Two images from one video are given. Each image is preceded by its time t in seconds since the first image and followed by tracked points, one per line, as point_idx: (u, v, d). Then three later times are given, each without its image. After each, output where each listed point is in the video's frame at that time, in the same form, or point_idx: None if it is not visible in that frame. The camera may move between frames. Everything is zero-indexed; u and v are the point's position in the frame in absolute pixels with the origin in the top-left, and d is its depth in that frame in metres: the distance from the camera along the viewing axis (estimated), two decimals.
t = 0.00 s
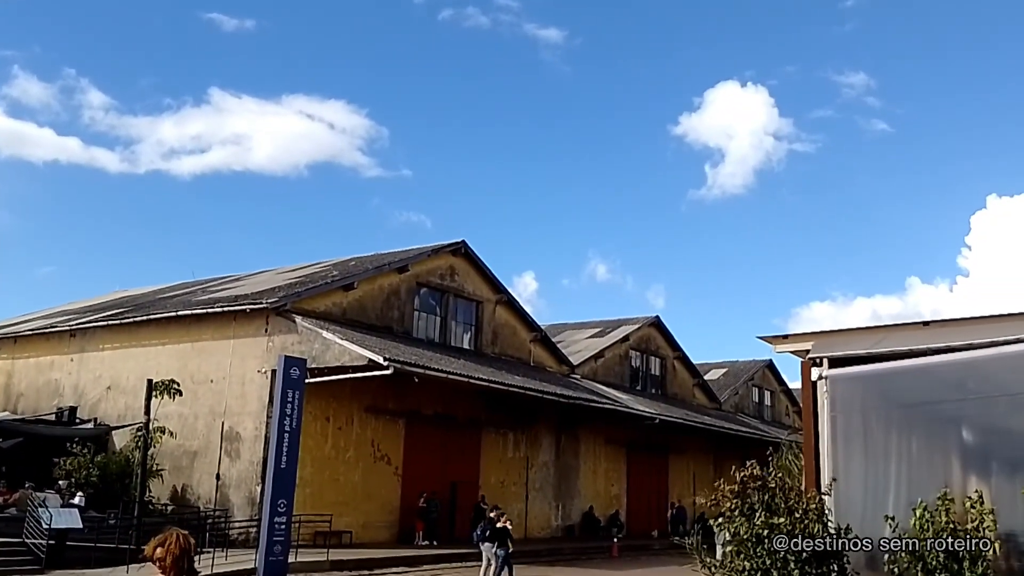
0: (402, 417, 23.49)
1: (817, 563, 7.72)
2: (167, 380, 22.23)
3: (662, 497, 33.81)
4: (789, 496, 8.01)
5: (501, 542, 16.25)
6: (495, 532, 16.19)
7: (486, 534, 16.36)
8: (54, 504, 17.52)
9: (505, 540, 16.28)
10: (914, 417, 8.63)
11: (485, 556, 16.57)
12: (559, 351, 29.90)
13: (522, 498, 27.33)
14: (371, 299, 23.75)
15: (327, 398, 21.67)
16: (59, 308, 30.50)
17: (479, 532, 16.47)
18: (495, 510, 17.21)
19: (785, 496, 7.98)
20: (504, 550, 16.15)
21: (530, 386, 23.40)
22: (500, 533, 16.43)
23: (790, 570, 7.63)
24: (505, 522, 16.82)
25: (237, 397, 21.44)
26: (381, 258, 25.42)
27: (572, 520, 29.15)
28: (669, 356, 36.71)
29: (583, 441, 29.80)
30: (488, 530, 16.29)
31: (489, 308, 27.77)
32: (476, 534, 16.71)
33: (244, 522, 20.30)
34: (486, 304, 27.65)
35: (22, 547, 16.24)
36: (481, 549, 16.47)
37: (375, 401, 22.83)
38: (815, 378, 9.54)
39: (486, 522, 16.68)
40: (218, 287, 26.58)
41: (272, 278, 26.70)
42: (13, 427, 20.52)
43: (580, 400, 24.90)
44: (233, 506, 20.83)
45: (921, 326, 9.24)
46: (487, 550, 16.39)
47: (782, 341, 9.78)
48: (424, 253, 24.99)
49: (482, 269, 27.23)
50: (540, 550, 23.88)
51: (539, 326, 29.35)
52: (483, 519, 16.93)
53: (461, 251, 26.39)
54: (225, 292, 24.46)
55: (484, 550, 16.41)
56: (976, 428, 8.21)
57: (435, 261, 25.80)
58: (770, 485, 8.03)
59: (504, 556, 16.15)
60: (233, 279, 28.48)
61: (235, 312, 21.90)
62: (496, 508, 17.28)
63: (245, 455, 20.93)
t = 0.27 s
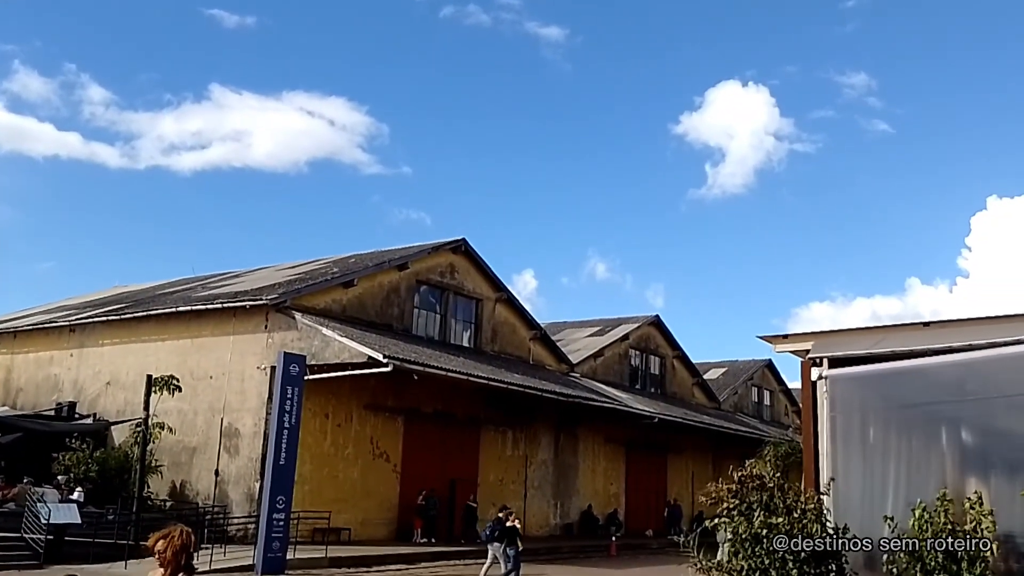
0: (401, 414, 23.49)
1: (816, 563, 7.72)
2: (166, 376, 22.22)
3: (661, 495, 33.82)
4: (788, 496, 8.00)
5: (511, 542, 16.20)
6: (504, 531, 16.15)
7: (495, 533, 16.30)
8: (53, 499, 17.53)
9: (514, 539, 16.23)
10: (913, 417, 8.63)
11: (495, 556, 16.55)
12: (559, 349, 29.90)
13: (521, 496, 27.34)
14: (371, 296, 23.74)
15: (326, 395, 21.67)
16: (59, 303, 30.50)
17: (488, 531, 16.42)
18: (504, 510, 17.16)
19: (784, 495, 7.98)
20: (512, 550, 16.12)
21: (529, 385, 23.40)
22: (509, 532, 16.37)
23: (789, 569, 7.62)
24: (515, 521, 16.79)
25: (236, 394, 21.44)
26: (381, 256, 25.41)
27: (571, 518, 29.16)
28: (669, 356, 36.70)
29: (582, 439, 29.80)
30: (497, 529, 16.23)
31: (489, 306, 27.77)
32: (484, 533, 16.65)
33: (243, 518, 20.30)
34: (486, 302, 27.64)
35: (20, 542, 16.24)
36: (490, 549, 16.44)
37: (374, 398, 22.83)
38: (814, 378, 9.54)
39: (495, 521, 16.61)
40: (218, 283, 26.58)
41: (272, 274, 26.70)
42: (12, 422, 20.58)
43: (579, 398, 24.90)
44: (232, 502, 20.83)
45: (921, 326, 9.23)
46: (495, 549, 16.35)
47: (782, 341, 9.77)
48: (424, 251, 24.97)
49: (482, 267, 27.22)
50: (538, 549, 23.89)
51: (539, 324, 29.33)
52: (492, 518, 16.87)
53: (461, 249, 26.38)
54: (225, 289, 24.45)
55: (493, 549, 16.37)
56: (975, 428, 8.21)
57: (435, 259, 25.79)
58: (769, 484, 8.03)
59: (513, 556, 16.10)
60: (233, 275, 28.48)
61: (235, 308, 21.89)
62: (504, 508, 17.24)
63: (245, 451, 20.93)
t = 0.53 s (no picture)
0: (402, 411, 23.50)
1: (817, 560, 7.72)
2: (167, 372, 22.24)
3: (661, 492, 33.83)
4: (789, 493, 7.99)
5: (521, 537, 16.11)
6: (514, 528, 16.05)
7: (506, 529, 16.23)
8: (53, 495, 17.56)
9: (525, 535, 16.14)
10: (914, 414, 8.62)
11: (506, 551, 16.54)
12: (559, 346, 29.92)
13: (521, 492, 27.36)
14: (371, 293, 23.75)
15: (327, 391, 21.68)
16: (60, 299, 30.49)
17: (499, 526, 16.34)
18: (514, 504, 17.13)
19: (785, 492, 7.97)
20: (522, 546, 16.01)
21: (530, 381, 23.41)
22: (520, 528, 16.29)
23: (790, 567, 7.62)
24: (527, 517, 16.71)
25: (237, 390, 21.46)
26: (382, 252, 25.42)
27: (571, 515, 29.19)
28: (669, 352, 36.70)
29: (582, 436, 29.82)
30: (507, 525, 16.14)
31: (490, 303, 27.77)
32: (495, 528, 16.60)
33: (244, 514, 20.31)
34: (486, 298, 27.65)
35: (21, 537, 16.24)
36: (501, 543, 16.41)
37: (375, 394, 22.83)
38: (815, 374, 9.53)
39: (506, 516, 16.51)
40: (219, 279, 26.60)
41: (273, 271, 26.70)
42: (12, 417, 20.57)
43: (580, 395, 24.90)
44: (233, 498, 20.85)
45: (922, 324, 9.25)
46: (506, 545, 16.29)
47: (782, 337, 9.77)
48: (425, 247, 24.98)
49: (482, 263, 27.22)
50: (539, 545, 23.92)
51: (540, 320, 29.33)
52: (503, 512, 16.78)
53: (462, 245, 26.37)
54: (225, 285, 24.46)
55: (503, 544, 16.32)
56: (976, 426, 8.20)
57: (435, 255, 25.79)
58: (771, 481, 8.01)
59: (523, 551, 15.98)
60: (234, 271, 28.48)
61: (235, 304, 21.89)
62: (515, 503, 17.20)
63: (245, 447, 20.94)
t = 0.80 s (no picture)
0: (402, 406, 23.52)
1: (817, 554, 7.68)
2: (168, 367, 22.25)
3: (661, 487, 33.85)
4: (789, 488, 7.98)
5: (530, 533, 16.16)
6: (523, 522, 16.17)
7: (516, 524, 16.41)
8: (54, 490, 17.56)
9: (534, 531, 16.21)
10: (915, 409, 8.61)
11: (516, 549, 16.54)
12: (560, 341, 29.94)
13: (522, 487, 27.39)
14: (372, 288, 23.75)
15: (327, 386, 21.69)
16: (60, 294, 30.49)
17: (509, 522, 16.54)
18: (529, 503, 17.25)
19: (786, 488, 7.96)
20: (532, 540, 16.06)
21: (530, 376, 23.42)
22: (531, 524, 16.40)
23: (791, 561, 7.60)
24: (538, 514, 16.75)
25: (238, 385, 21.47)
26: (382, 247, 25.41)
27: (572, 510, 29.21)
28: (670, 347, 36.69)
29: (583, 431, 29.84)
30: (517, 521, 16.27)
31: (490, 298, 27.78)
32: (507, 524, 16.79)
33: (244, 509, 20.33)
34: (487, 294, 27.66)
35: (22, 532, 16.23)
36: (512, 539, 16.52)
37: (375, 390, 22.83)
38: (815, 369, 9.52)
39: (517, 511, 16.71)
40: (219, 275, 26.60)
41: (273, 266, 26.70)
42: (13, 413, 20.59)
43: (580, 390, 24.91)
44: (234, 493, 20.88)
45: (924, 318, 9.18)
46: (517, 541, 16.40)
47: (782, 333, 9.78)
48: (426, 242, 24.98)
49: (483, 259, 27.21)
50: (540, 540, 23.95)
51: (540, 315, 29.33)
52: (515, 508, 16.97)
53: (462, 240, 26.37)
54: (226, 280, 24.45)
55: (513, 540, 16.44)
56: (976, 420, 8.19)
57: (436, 250, 25.79)
58: (772, 477, 8.00)
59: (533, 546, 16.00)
60: (234, 267, 28.48)
61: (235, 300, 21.89)
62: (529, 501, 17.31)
63: (246, 442, 20.96)
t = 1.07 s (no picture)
0: (402, 395, 23.53)
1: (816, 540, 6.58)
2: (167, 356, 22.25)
3: (661, 475, 33.93)
4: (789, 473, 6.85)
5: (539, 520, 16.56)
6: (533, 509, 16.59)
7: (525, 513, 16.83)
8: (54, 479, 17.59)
9: (544, 518, 16.59)
10: (914, 396, 8.00)
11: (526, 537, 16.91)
12: (559, 330, 29.95)
13: (521, 476, 27.44)
14: (371, 277, 23.74)
15: (327, 375, 21.69)
16: (59, 284, 30.48)
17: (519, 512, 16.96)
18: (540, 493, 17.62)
19: (786, 473, 6.82)
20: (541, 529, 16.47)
21: (529, 365, 23.41)
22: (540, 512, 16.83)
23: (791, 551, 6.51)
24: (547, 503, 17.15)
25: (237, 374, 21.48)
26: (381, 237, 25.39)
27: (571, 498, 29.25)
28: (669, 336, 36.73)
29: (582, 419, 29.88)
30: (526, 509, 16.68)
31: (489, 287, 27.77)
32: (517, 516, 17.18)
33: (245, 498, 20.36)
34: (486, 283, 27.65)
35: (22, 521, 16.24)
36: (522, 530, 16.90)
37: (375, 379, 22.84)
38: (815, 358, 8.82)
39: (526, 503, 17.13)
40: (218, 264, 26.58)
41: (272, 255, 26.68)
42: (12, 402, 20.63)
43: (579, 379, 24.89)
44: (234, 482, 20.91)
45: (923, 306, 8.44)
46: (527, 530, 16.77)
47: (782, 321, 9.76)
48: (425, 231, 24.96)
49: (482, 248, 27.19)
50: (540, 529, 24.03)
51: (539, 304, 29.32)
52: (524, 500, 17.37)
53: (461, 230, 26.34)
54: (225, 270, 24.43)
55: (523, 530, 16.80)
56: (976, 410, 7.57)
57: (435, 240, 25.78)
58: (772, 462, 6.83)
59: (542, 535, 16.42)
60: (233, 256, 28.46)
61: (234, 289, 21.87)
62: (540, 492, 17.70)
63: (246, 431, 20.99)
